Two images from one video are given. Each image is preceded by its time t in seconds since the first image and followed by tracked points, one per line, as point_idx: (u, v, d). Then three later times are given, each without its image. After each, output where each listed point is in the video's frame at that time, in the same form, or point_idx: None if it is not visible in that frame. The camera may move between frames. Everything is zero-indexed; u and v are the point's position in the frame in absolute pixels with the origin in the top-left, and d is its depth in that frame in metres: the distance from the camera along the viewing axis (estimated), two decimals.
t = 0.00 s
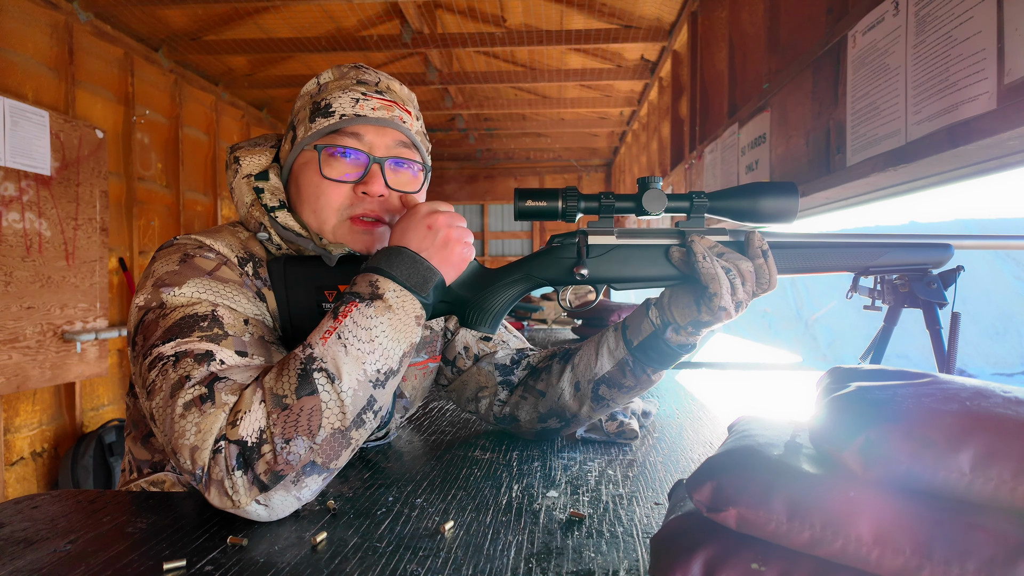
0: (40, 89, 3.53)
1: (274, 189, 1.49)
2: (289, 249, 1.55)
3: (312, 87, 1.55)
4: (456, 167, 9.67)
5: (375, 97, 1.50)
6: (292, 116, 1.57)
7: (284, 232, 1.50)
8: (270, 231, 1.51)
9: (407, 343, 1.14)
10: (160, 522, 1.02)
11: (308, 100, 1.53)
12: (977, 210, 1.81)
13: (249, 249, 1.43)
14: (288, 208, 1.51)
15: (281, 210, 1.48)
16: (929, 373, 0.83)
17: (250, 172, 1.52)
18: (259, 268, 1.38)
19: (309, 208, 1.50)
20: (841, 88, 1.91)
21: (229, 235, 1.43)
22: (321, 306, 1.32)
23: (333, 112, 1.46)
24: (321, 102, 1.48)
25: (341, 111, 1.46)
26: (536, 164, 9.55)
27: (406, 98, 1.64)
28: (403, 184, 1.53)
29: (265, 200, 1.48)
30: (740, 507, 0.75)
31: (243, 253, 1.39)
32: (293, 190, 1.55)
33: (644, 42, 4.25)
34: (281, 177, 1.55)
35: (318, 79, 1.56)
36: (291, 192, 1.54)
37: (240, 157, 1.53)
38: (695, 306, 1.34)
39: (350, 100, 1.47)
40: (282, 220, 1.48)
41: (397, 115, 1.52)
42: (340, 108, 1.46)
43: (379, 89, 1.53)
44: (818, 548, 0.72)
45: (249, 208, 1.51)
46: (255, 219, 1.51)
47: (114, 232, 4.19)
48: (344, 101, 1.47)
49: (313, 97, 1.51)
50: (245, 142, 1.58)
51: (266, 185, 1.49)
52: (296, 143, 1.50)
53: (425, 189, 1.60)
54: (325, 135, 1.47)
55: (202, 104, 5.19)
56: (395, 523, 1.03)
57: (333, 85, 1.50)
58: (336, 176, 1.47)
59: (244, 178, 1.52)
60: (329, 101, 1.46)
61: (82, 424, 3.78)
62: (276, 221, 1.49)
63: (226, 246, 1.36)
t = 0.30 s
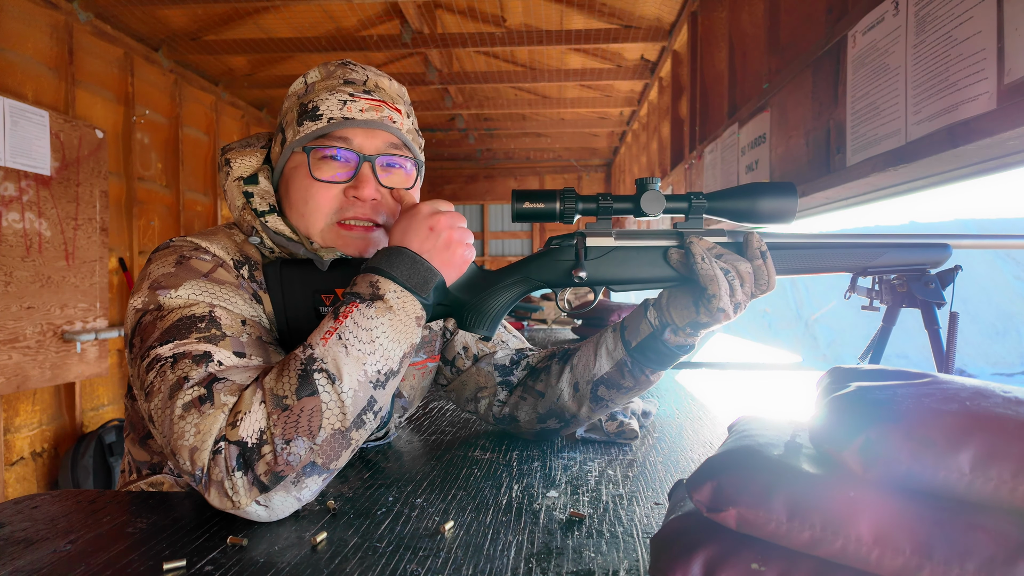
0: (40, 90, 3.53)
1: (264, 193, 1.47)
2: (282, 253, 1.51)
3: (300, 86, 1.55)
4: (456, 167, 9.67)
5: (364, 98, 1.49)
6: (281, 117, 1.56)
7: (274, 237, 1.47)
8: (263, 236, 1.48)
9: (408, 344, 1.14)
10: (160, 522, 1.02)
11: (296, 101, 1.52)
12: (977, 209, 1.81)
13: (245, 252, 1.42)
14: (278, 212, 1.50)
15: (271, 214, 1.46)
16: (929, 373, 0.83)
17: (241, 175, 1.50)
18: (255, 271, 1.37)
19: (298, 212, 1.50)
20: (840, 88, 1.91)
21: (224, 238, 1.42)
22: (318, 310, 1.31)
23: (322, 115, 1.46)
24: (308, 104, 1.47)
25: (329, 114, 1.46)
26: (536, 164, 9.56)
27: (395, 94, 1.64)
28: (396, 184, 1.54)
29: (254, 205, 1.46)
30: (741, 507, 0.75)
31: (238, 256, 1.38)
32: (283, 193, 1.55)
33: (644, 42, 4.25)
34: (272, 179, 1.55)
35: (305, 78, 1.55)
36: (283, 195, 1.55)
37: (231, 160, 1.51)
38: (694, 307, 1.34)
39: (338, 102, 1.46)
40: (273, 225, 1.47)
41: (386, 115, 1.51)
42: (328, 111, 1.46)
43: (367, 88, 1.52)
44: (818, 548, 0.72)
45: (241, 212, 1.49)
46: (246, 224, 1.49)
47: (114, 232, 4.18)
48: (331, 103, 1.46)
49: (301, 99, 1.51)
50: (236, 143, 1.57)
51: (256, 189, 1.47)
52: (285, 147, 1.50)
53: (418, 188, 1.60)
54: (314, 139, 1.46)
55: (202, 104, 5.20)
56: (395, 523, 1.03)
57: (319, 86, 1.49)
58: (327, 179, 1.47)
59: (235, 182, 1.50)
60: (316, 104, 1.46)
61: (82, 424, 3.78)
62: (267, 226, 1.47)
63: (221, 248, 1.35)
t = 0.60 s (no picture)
0: (40, 90, 3.54)
1: (265, 193, 1.46)
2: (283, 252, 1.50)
3: (303, 84, 1.54)
4: (456, 167, 9.67)
5: (370, 97, 1.49)
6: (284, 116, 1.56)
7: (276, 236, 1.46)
8: (264, 236, 1.48)
9: (408, 343, 1.14)
10: (159, 522, 1.02)
11: (300, 99, 1.52)
12: (976, 209, 1.82)
13: (246, 253, 1.42)
14: (281, 212, 1.49)
15: (272, 214, 1.45)
16: (929, 373, 0.83)
17: (241, 175, 1.50)
18: (255, 272, 1.37)
19: (304, 212, 1.51)
20: (841, 88, 1.91)
21: (224, 239, 1.42)
22: (318, 312, 1.32)
23: (328, 113, 1.45)
24: (313, 103, 1.47)
25: (335, 113, 1.46)
26: (536, 164, 9.56)
27: (400, 95, 1.64)
28: (400, 184, 1.54)
29: (256, 205, 1.45)
30: (740, 507, 0.75)
31: (239, 256, 1.38)
32: (286, 194, 1.55)
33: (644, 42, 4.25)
34: (274, 179, 1.55)
35: (308, 76, 1.55)
36: (285, 194, 1.55)
37: (231, 159, 1.51)
38: (693, 308, 1.34)
39: (344, 101, 1.46)
40: (275, 224, 1.45)
41: (392, 115, 1.52)
42: (334, 110, 1.46)
43: (373, 88, 1.53)
44: (818, 548, 0.72)
45: (242, 212, 1.48)
46: (248, 223, 1.48)
47: (114, 232, 4.18)
48: (338, 102, 1.46)
49: (305, 97, 1.51)
50: (236, 144, 1.57)
51: (257, 189, 1.46)
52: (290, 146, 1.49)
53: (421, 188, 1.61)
54: (320, 138, 1.46)
55: (202, 104, 5.20)
56: (395, 523, 1.03)
57: (324, 85, 1.49)
58: (332, 177, 1.47)
59: (235, 181, 1.50)
60: (322, 103, 1.46)
61: (82, 424, 3.78)
62: (268, 226, 1.46)
63: (222, 249, 1.35)
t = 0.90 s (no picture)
0: (41, 90, 3.54)
1: (274, 192, 1.45)
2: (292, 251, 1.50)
3: (313, 87, 1.54)
4: (456, 167, 9.67)
5: (381, 101, 1.50)
6: (293, 118, 1.55)
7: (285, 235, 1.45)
8: (272, 233, 1.46)
9: (420, 355, 1.12)
10: (159, 522, 1.02)
11: (311, 102, 1.51)
12: (976, 209, 1.82)
13: (250, 252, 1.42)
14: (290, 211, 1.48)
15: (282, 212, 1.44)
16: (929, 373, 0.83)
17: (249, 174, 1.50)
18: (258, 271, 1.38)
19: (316, 213, 1.50)
20: (841, 88, 1.91)
21: (228, 238, 1.42)
22: (320, 312, 1.32)
23: (340, 115, 1.45)
24: (325, 105, 1.47)
25: (348, 115, 1.45)
26: (536, 164, 9.56)
27: (409, 100, 1.64)
28: (410, 186, 1.55)
29: (265, 204, 1.44)
30: (740, 506, 0.75)
31: (243, 255, 1.38)
32: (296, 193, 1.54)
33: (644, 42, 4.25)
34: (283, 180, 1.54)
35: (319, 79, 1.54)
36: (295, 195, 1.54)
37: (239, 159, 1.51)
38: (694, 308, 1.34)
39: (356, 104, 1.46)
40: (284, 223, 1.45)
41: (403, 119, 1.52)
42: (346, 112, 1.45)
43: (384, 92, 1.53)
44: (817, 548, 0.72)
45: (249, 211, 1.48)
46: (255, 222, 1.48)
47: (114, 232, 4.18)
48: (350, 105, 1.46)
49: (316, 99, 1.50)
50: (243, 143, 1.57)
51: (267, 187, 1.46)
52: (300, 147, 1.49)
53: (429, 190, 1.62)
54: (331, 139, 1.46)
55: (202, 104, 5.20)
56: (395, 523, 1.03)
57: (336, 87, 1.49)
58: (342, 178, 1.47)
59: (243, 180, 1.50)
60: (334, 105, 1.45)
61: (82, 424, 3.78)
62: (277, 224, 1.45)
63: (225, 248, 1.35)
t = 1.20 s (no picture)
0: (41, 90, 3.54)
1: (269, 194, 1.45)
2: (286, 253, 1.51)
3: (307, 88, 1.54)
4: (456, 167, 9.67)
5: (374, 101, 1.49)
6: (287, 118, 1.55)
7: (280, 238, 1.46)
8: (267, 236, 1.47)
9: (419, 354, 1.12)
10: (159, 522, 1.02)
11: (304, 102, 1.51)
12: (975, 209, 1.82)
13: (248, 253, 1.42)
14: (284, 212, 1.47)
15: (276, 214, 1.43)
16: (929, 373, 0.83)
17: (245, 175, 1.50)
18: (257, 272, 1.38)
19: (308, 214, 1.50)
20: (840, 88, 1.91)
21: (226, 239, 1.42)
22: (319, 313, 1.32)
23: (332, 116, 1.45)
24: (317, 106, 1.47)
25: (339, 116, 1.45)
26: (536, 164, 9.55)
27: (403, 99, 1.64)
28: (403, 187, 1.55)
29: (260, 206, 1.44)
30: (740, 506, 0.75)
31: (241, 256, 1.38)
32: (290, 194, 1.54)
33: (644, 43, 4.24)
34: (277, 181, 1.54)
35: (312, 79, 1.54)
36: (289, 197, 1.54)
37: (235, 160, 1.51)
38: (693, 308, 1.34)
39: (348, 104, 1.46)
40: (278, 225, 1.44)
41: (396, 118, 1.52)
42: (338, 113, 1.45)
43: (377, 92, 1.52)
44: (818, 548, 0.72)
45: (245, 212, 1.48)
46: (251, 223, 1.48)
47: (114, 232, 4.18)
48: (342, 105, 1.46)
49: (309, 100, 1.50)
50: (240, 144, 1.57)
51: (261, 190, 1.45)
52: (292, 148, 1.49)
53: (424, 192, 1.61)
54: (323, 140, 1.46)
55: (202, 104, 5.20)
56: (395, 523, 1.03)
57: (329, 88, 1.49)
58: (334, 180, 1.47)
59: (239, 181, 1.50)
60: (326, 106, 1.45)
61: (82, 424, 3.78)
62: (272, 226, 1.45)
63: (223, 249, 1.35)
